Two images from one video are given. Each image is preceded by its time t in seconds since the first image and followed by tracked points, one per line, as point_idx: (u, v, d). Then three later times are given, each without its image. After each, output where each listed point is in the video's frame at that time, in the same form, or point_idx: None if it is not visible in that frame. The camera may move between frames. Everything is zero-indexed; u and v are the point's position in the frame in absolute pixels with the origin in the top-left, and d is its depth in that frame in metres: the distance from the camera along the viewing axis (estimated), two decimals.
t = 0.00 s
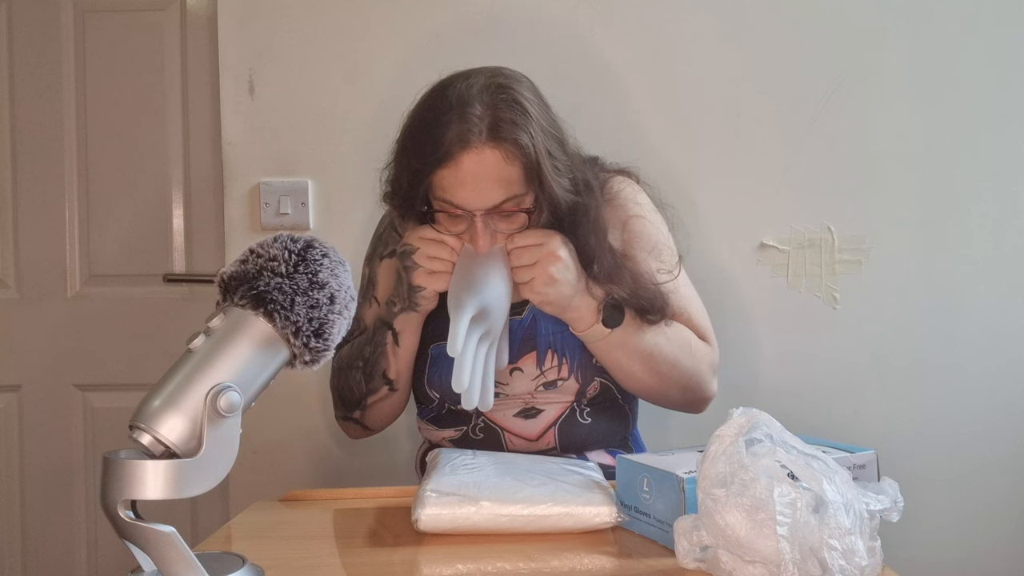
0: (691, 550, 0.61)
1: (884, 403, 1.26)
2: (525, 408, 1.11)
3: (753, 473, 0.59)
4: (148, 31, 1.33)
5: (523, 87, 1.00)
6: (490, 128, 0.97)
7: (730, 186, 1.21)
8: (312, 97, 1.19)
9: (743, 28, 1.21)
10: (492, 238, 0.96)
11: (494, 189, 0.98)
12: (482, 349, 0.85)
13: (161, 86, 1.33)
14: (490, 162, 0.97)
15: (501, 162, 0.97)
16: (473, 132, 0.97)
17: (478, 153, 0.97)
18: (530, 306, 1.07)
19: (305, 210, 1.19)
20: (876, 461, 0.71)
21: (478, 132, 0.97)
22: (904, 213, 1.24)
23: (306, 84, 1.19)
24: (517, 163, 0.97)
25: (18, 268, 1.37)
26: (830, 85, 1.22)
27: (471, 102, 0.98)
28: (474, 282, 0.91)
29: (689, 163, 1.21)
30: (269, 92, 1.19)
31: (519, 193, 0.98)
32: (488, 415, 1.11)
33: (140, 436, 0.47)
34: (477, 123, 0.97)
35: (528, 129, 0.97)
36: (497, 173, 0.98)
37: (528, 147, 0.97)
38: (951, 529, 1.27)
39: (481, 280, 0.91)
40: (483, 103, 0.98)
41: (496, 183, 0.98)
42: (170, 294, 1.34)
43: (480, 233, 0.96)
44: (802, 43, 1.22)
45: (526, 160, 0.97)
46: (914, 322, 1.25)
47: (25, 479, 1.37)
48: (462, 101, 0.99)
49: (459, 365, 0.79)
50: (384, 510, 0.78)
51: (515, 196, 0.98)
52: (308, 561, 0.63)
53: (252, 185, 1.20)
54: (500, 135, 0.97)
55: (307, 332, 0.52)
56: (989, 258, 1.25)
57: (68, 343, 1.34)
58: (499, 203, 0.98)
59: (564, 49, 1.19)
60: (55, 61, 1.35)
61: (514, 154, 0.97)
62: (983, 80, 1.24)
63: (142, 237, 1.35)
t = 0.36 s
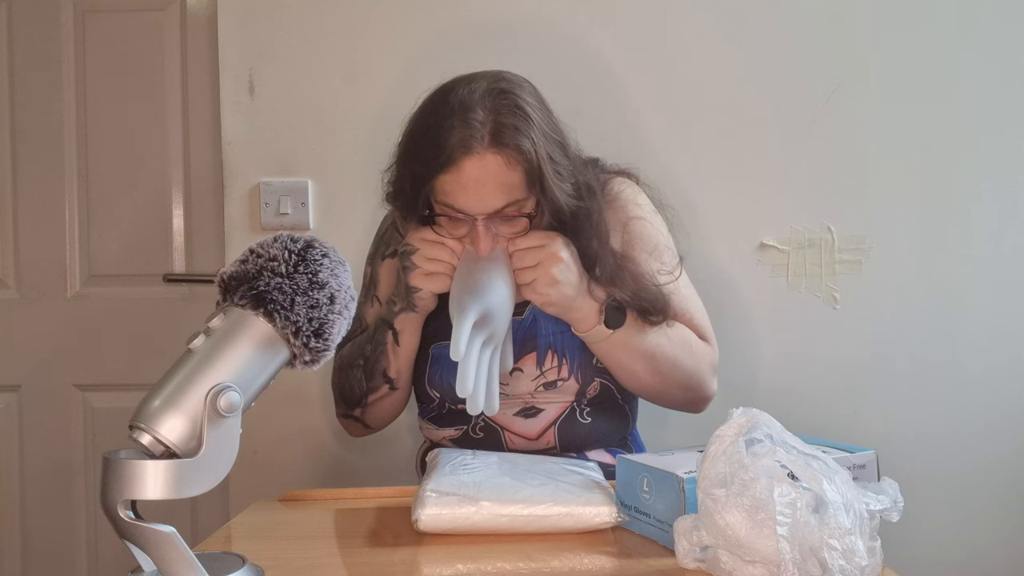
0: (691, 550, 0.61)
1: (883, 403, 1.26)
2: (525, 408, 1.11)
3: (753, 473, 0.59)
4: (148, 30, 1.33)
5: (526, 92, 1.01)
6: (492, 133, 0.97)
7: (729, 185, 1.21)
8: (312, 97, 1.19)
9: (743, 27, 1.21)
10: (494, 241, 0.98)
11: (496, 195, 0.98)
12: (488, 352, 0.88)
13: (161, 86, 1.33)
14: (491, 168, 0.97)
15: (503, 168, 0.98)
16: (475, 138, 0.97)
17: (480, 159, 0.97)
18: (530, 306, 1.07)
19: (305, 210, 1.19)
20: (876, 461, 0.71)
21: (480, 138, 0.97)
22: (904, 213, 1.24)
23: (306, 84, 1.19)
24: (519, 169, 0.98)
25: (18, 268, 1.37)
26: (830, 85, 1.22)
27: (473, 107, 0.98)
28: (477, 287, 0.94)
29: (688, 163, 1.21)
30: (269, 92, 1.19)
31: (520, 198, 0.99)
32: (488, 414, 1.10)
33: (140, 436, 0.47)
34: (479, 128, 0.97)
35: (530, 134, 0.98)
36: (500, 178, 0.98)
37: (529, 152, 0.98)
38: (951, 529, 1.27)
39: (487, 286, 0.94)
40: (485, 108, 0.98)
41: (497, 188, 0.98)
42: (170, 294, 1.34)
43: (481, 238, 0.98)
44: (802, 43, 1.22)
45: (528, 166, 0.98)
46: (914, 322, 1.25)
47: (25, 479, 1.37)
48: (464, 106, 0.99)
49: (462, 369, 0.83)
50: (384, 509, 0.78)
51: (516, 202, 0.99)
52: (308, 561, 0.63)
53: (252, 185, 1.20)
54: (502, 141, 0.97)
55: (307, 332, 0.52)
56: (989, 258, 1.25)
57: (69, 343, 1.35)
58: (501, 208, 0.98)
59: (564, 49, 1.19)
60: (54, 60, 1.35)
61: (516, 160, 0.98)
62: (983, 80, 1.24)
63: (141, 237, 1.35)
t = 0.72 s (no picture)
0: (691, 550, 0.61)
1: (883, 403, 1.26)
2: (525, 407, 1.11)
3: (753, 473, 0.59)
4: (149, 29, 1.33)
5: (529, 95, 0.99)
6: (494, 136, 0.95)
7: (729, 186, 1.22)
8: (312, 97, 1.19)
9: (743, 28, 1.21)
10: (496, 243, 0.95)
11: (498, 198, 0.95)
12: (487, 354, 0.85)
13: (161, 86, 1.33)
14: (494, 170, 0.95)
15: (505, 170, 0.95)
16: (477, 141, 0.95)
17: (482, 162, 0.95)
18: (530, 306, 1.08)
19: (305, 210, 1.19)
20: (876, 461, 0.71)
21: (482, 141, 0.95)
22: (903, 213, 1.24)
23: (306, 85, 1.19)
24: (521, 171, 0.95)
25: (18, 267, 1.37)
26: (830, 85, 1.22)
27: (474, 109, 0.96)
28: (477, 288, 0.90)
29: (688, 164, 1.21)
30: (269, 92, 1.19)
31: (522, 200, 0.96)
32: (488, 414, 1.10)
33: (140, 436, 0.47)
34: (481, 130, 0.95)
35: (532, 137, 0.95)
36: (502, 181, 0.95)
37: (531, 156, 0.95)
38: (951, 528, 1.27)
39: (488, 286, 0.90)
40: (486, 110, 0.96)
41: (499, 191, 0.96)
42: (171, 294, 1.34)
43: (483, 239, 0.95)
44: (802, 43, 1.22)
45: (530, 168, 0.95)
46: (914, 321, 1.25)
47: (25, 479, 1.37)
48: (465, 108, 0.96)
49: (462, 371, 0.79)
50: (384, 510, 0.78)
51: (518, 203, 0.96)
52: (309, 561, 0.63)
53: (252, 185, 1.20)
54: (504, 143, 0.95)
55: (307, 332, 0.52)
56: (989, 257, 1.25)
57: (68, 343, 1.35)
58: (503, 210, 0.96)
59: (565, 49, 1.19)
60: (54, 61, 1.35)
61: (518, 163, 0.95)
62: (983, 79, 1.24)
63: (141, 237, 1.35)
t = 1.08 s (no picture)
0: (691, 550, 0.61)
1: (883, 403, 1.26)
2: (525, 407, 1.11)
3: (753, 473, 0.59)
4: (149, 29, 1.33)
5: (529, 96, 0.99)
6: (495, 137, 0.95)
7: (729, 186, 1.22)
8: (312, 97, 1.19)
9: (743, 27, 1.21)
10: (497, 243, 0.95)
11: (499, 199, 0.96)
12: (487, 354, 0.85)
13: (161, 86, 1.33)
14: (495, 171, 0.95)
15: (506, 171, 0.95)
16: (479, 142, 0.95)
17: (483, 162, 0.95)
18: (531, 307, 1.09)
19: (305, 210, 1.19)
20: (876, 461, 0.71)
21: (483, 142, 0.95)
22: (903, 213, 1.24)
23: (306, 84, 1.19)
24: (522, 172, 0.96)
25: (18, 267, 1.37)
26: (829, 86, 1.22)
27: (476, 110, 0.96)
28: (479, 288, 0.90)
29: (688, 164, 1.21)
30: (269, 92, 1.19)
31: (523, 201, 0.97)
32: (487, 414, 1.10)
33: (140, 436, 0.47)
34: (482, 131, 0.95)
35: (533, 138, 0.96)
36: (503, 181, 0.96)
37: (532, 156, 0.95)
38: (951, 528, 1.27)
39: (490, 287, 0.89)
40: (488, 111, 0.96)
41: (500, 191, 0.96)
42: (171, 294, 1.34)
43: (484, 240, 0.95)
44: (802, 43, 1.22)
45: (531, 169, 0.96)
46: (914, 321, 1.25)
47: (25, 479, 1.37)
48: (466, 109, 0.96)
49: (462, 369, 0.79)
50: (384, 510, 0.78)
51: (518, 203, 0.96)
52: (309, 561, 0.63)
53: (252, 185, 1.20)
54: (505, 144, 0.95)
55: (307, 332, 0.52)
56: (988, 257, 1.25)
57: (68, 343, 1.35)
58: (504, 211, 0.96)
59: (564, 49, 1.19)
60: (54, 61, 1.35)
61: (519, 163, 0.95)
62: (983, 79, 1.24)
63: (141, 237, 1.35)
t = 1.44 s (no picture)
0: (691, 550, 0.61)
1: (884, 403, 1.26)
2: (525, 407, 1.11)
3: (753, 473, 0.59)
4: (149, 30, 1.33)
5: (530, 96, 0.99)
6: (496, 137, 0.95)
7: (730, 186, 1.22)
8: (312, 97, 1.19)
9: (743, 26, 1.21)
10: (498, 242, 0.95)
11: (500, 199, 0.95)
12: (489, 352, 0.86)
13: (161, 86, 1.33)
14: (495, 171, 0.95)
15: (507, 170, 0.95)
16: (479, 142, 0.95)
17: (484, 162, 0.95)
18: (530, 307, 1.07)
19: (305, 210, 1.19)
20: (876, 461, 0.71)
21: (483, 142, 0.95)
22: (904, 213, 1.24)
23: (306, 85, 1.19)
24: (523, 172, 0.95)
25: (18, 267, 1.37)
26: (830, 85, 1.22)
27: (476, 111, 0.96)
28: (480, 287, 0.90)
29: (688, 165, 1.21)
30: (269, 92, 1.19)
31: (523, 201, 0.96)
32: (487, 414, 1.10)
33: (140, 436, 0.47)
34: (482, 131, 0.95)
35: (534, 138, 0.95)
36: (503, 181, 0.95)
37: (533, 157, 0.95)
38: (951, 529, 1.27)
39: (493, 284, 0.90)
40: (488, 111, 0.96)
41: (501, 191, 0.95)
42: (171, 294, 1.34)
43: (485, 240, 0.95)
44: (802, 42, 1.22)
45: (531, 169, 0.95)
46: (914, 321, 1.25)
47: (25, 479, 1.37)
48: (466, 110, 0.96)
49: (465, 368, 0.80)
50: (384, 510, 0.78)
51: (519, 204, 0.96)
52: (309, 561, 0.63)
53: (252, 185, 1.20)
54: (506, 144, 0.95)
55: (306, 332, 0.52)
56: (988, 257, 1.25)
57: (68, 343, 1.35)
58: (505, 211, 0.96)
59: (564, 48, 1.19)
60: (54, 61, 1.35)
61: (519, 163, 0.95)
62: (983, 79, 1.24)
63: (141, 237, 1.35)
